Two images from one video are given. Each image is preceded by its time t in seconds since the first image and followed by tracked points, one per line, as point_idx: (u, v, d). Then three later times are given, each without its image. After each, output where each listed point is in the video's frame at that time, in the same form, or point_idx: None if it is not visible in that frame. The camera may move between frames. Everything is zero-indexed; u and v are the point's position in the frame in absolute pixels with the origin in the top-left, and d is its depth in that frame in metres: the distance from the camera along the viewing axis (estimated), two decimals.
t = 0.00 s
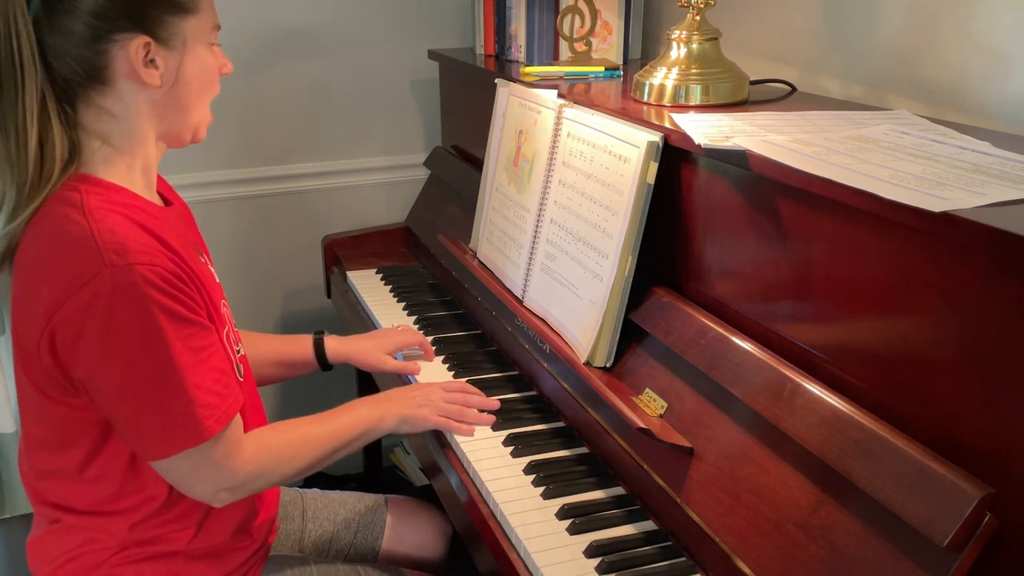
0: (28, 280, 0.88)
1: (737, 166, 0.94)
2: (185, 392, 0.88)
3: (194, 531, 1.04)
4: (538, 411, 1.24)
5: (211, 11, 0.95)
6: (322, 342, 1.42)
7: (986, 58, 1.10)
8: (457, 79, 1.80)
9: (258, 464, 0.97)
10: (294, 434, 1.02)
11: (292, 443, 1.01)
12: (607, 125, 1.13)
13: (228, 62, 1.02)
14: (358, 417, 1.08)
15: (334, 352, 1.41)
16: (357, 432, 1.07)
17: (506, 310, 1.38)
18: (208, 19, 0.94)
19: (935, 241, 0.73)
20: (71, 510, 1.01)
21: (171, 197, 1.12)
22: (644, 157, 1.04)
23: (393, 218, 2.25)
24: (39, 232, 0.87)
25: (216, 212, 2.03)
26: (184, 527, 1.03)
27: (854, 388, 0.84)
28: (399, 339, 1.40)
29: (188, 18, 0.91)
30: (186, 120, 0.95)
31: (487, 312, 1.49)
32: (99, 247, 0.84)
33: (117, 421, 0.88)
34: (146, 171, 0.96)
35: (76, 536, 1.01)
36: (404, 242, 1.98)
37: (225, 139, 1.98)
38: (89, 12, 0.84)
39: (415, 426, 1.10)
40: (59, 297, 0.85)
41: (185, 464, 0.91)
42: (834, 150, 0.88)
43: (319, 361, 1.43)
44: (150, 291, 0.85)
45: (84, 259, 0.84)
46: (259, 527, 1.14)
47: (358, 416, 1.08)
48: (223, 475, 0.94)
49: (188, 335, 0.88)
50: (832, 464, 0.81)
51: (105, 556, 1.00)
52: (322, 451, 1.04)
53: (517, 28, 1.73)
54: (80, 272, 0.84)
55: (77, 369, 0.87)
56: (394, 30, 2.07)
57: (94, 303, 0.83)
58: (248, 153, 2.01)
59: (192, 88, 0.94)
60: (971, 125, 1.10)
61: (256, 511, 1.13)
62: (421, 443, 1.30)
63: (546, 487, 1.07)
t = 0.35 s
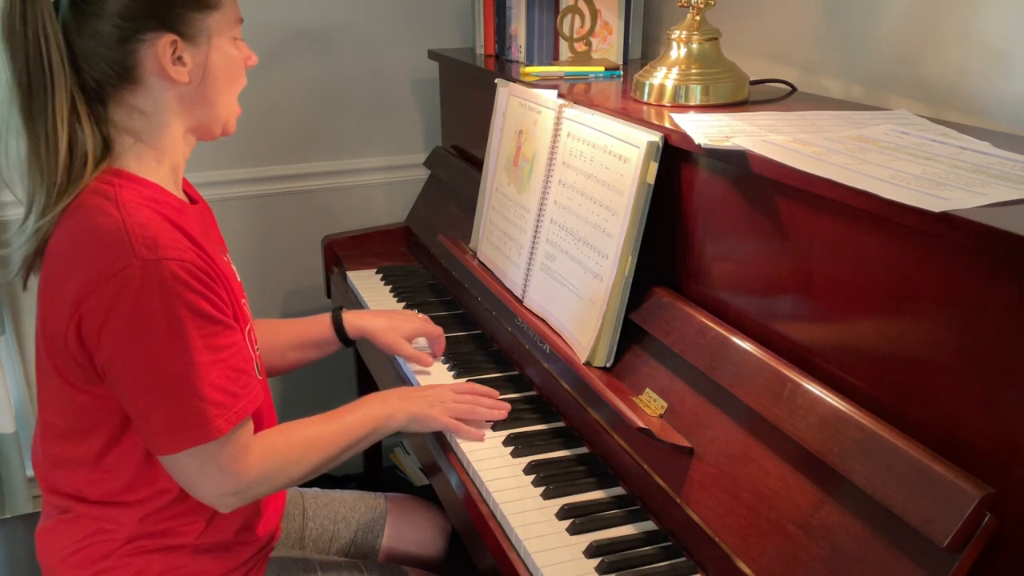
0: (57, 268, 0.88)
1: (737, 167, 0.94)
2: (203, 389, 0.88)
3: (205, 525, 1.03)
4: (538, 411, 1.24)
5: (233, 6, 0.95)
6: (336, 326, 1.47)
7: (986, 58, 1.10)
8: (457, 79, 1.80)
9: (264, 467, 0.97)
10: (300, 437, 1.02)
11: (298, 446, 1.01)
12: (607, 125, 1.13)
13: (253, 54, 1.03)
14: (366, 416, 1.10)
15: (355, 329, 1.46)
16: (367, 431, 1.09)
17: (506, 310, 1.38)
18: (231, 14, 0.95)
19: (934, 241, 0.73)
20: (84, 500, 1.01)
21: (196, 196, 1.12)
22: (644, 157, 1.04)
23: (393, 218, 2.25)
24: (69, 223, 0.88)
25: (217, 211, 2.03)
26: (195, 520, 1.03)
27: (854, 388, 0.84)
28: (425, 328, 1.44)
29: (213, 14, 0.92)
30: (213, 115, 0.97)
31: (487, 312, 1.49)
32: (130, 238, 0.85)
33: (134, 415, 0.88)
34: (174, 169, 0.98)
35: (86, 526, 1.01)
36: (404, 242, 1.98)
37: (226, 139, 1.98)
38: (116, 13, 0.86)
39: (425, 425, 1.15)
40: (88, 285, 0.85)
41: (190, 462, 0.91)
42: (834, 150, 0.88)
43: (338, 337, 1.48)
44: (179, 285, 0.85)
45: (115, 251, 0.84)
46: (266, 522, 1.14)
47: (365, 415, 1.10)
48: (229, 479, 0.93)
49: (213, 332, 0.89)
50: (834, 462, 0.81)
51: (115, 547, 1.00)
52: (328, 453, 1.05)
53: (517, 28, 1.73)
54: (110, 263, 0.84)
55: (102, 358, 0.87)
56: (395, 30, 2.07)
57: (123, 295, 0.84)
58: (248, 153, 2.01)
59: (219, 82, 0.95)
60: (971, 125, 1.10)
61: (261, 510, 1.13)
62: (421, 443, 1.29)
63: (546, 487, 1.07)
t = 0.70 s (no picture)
0: (73, 263, 0.88)
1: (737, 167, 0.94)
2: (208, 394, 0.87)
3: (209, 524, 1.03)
4: (538, 411, 1.24)
5: (262, 12, 0.96)
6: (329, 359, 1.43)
7: (986, 58, 1.10)
8: (457, 79, 1.80)
9: (241, 485, 0.95)
10: (282, 452, 1.00)
11: (279, 462, 0.99)
12: (608, 125, 1.13)
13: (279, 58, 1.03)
14: (342, 425, 1.07)
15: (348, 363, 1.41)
16: (343, 440, 1.06)
17: (506, 310, 1.38)
18: (260, 20, 0.95)
19: (934, 241, 0.73)
20: (89, 497, 1.01)
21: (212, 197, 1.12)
22: (644, 157, 1.04)
23: (393, 218, 2.25)
24: (88, 220, 0.88)
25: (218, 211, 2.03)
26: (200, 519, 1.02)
27: (854, 388, 0.84)
28: (414, 354, 1.36)
29: (243, 21, 0.92)
30: (239, 120, 0.97)
31: (487, 312, 1.49)
32: (148, 237, 0.85)
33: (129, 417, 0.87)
34: (195, 171, 0.98)
35: (92, 522, 1.01)
36: (404, 242, 1.98)
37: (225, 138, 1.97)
38: (149, 18, 0.86)
39: (402, 429, 1.11)
40: (102, 281, 0.85)
41: (166, 474, 0.89)
42: (834, 150, 0.88)
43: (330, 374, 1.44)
44: (194, 287, 0.86)
45: (130, 249, 0.85)
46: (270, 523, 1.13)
47: (341, 423, 1.06)
48: (202, 497, 0.91)
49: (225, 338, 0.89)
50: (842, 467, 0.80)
51: (119, 543, 1.00)
52: (306, 468, 1.02)
53: (517, 28, 1.73)
54: (124, 261, 0.84)
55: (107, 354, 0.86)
56: (395, 30, 2.07)
57: (136, 294, 0.83)
58: (248, 153, 2.01)
59: (247, 87, 0.96)
60: (971, 125, 1.10)
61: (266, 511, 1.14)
62: (421, 443, 1.29)
63: (546, 487, 1.07)
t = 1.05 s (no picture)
0: (65, 267, 0.89)
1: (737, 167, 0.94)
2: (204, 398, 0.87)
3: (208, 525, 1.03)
4: (538, 411, 1.24)
5: (265, 20, 0.96)
6: (334, 370, 1.43)
7: (985, 58, 1.10)
8: (457, 79, 1.80)
9: (240, 486, 0.95)
10: (277, 453, 1.01)
11: (275, 464, 1.00)
12: (607, 125, 1.13)
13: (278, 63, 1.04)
14: (346, 422, 1.09)
15: (353, 373, 1.41)
16: (349, 436, 1.09)
17: (506, 310, 1.38)
18: (262, 28, 0.96)
19: (933, 242, 0.73)
20: (88, 499, 1.01)
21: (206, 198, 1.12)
22: (644, 157, 1.04)
23: (393, 218, 2.25)
24: (80, 224, 0.88)
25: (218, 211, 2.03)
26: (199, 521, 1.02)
27: (854, 388, 0.84)
28: (415, 366, 1.35)
29: (244, 27, 0.93)
30: (234, 124, 0.97)
31: (487, 312, 1.49)
32: (137, 243, 0.85)
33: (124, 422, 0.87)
34: (186, 173, 0.98)
35: (92, 524, 1.01)
36: (404, 242, 1.98)
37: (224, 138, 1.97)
38: (152, 19, 0.87)
39: (412, 427, 1.15)
40: (93, 287, 0.85)
41: (171, 477, 0.89)
42: (834, 150, 0.88)
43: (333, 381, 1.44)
44: (184, 292, 0.85)
45: (122, 253, 0.84)
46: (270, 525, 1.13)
47: (345, 422, 1.09)
48: (205, 498, 0.92)
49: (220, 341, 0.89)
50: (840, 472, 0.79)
51: (119, 545, 1.00)
52: (305, 469, 1.03)
53: (517, 28, 1.73)
54: (116, 266, 0.84)
55: (99, 360, 0.86)
56: (395, 30, 2.07)
57: (127, 299, 0.83)
58: (248, 153, 2.01)
59: (245, 92, 0.96)
60: (971, 125, 1.10)
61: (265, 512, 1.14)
62: (421, 443, 1.29)
63: (546, 487, 1.07)
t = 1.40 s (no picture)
0: (45, 276, 0.88)
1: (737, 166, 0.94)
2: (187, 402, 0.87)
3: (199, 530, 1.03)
4: (538, 411, 1.24)
5: (243, 19, 0.96)
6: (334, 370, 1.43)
7: (986, 58, 1.10)
8: (457, 79, 1.80)
9: (240, 488, 0.96)
10: (280, 458, 1.01)
11: (276, 468, 1.00)
12: (607, 125, 1.13)
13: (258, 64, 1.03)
14: (352, 433, 1.09)
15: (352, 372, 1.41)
16: (354, 446, 1.08)
17: (506, 310, 1.38)
18: (240, 27, 0.95)
19: (933, 242, 0.73)
20: (78, 508, 1.01)
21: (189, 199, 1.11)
22: (644, 157, 1.04)
23: (393, 218, 2.25)
24: (61, 230, 0.88)
25: (218, 211, 2.03)
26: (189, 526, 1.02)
27: (854, 388, 0.84)
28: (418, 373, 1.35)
29: (222, 27, 0.92)
30: (213, 124, 0.97)
31: (487, 312, 1.49)
32: (116, 250, 0.85)
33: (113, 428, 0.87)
34: (166, 176, 0.97)
35: (83, 533, 1.01)
36: (404, 242, 1.98)
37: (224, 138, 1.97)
38: (126, 19, 0.86)
39: (415, 436, 1.14)
40: (74, 294, 0.85)
41: (167, 483, 0.90)
42: (834, 150, 0.88)
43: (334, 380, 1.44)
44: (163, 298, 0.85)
45: (99, 260, 0.84)
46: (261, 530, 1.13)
47: (347, 433, 1.08)
48: (204, 500, 0.92)
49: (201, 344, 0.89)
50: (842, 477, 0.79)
51: (111, 553, 1.00)
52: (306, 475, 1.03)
53: (517, 28, 1.73)
54: (93, 273, 0.84)
55: (81, 367, 0.86)
56: (395, 30, 2.07)
57: (104, 306, 0.83)
58: (248, 154, 2.01)
59: (223, 93, 0.95)
60: (971, 125, 1.10)
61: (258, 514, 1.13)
62: (421, 443, 1.29)
63: (546, 487, 1.07)
